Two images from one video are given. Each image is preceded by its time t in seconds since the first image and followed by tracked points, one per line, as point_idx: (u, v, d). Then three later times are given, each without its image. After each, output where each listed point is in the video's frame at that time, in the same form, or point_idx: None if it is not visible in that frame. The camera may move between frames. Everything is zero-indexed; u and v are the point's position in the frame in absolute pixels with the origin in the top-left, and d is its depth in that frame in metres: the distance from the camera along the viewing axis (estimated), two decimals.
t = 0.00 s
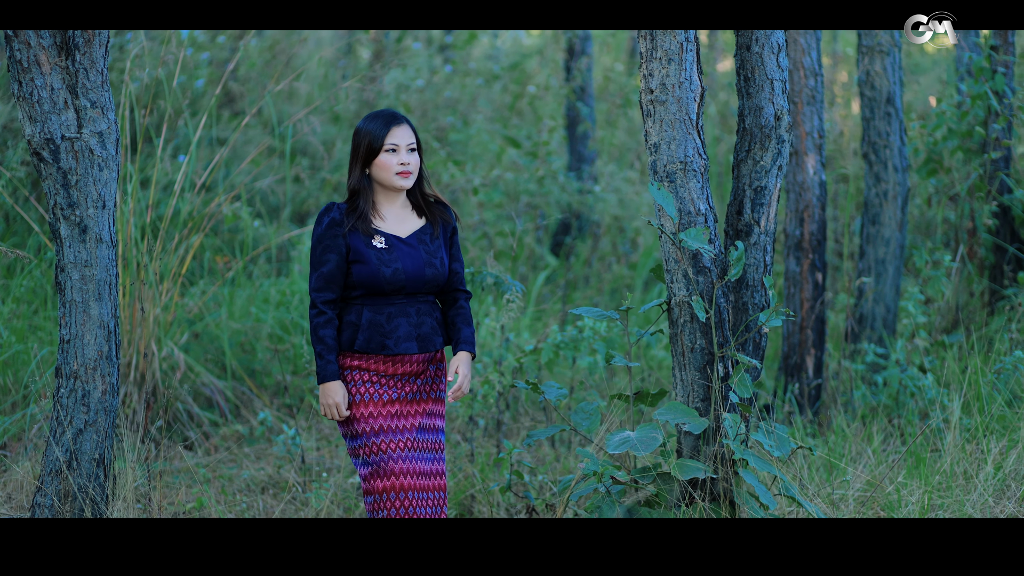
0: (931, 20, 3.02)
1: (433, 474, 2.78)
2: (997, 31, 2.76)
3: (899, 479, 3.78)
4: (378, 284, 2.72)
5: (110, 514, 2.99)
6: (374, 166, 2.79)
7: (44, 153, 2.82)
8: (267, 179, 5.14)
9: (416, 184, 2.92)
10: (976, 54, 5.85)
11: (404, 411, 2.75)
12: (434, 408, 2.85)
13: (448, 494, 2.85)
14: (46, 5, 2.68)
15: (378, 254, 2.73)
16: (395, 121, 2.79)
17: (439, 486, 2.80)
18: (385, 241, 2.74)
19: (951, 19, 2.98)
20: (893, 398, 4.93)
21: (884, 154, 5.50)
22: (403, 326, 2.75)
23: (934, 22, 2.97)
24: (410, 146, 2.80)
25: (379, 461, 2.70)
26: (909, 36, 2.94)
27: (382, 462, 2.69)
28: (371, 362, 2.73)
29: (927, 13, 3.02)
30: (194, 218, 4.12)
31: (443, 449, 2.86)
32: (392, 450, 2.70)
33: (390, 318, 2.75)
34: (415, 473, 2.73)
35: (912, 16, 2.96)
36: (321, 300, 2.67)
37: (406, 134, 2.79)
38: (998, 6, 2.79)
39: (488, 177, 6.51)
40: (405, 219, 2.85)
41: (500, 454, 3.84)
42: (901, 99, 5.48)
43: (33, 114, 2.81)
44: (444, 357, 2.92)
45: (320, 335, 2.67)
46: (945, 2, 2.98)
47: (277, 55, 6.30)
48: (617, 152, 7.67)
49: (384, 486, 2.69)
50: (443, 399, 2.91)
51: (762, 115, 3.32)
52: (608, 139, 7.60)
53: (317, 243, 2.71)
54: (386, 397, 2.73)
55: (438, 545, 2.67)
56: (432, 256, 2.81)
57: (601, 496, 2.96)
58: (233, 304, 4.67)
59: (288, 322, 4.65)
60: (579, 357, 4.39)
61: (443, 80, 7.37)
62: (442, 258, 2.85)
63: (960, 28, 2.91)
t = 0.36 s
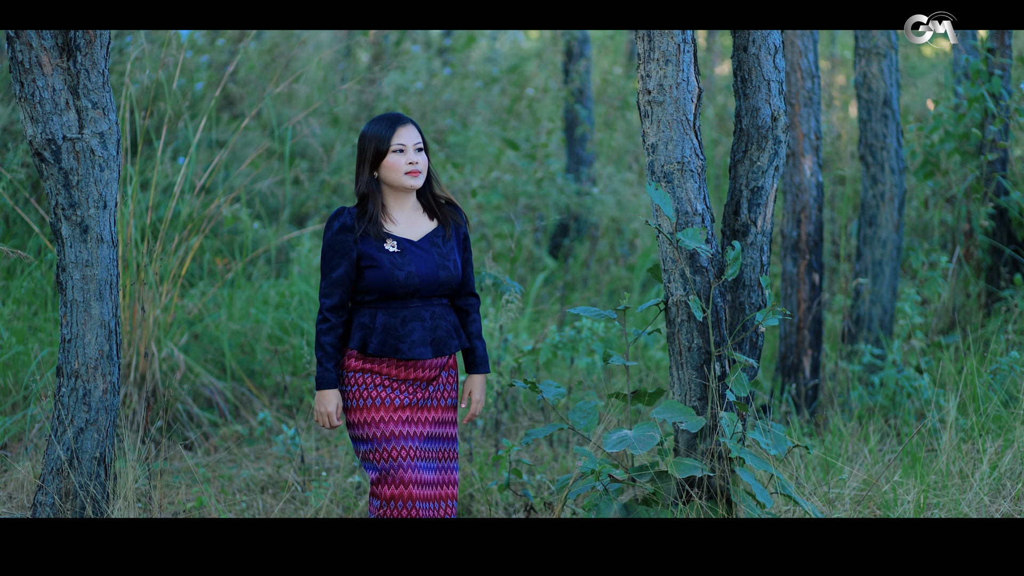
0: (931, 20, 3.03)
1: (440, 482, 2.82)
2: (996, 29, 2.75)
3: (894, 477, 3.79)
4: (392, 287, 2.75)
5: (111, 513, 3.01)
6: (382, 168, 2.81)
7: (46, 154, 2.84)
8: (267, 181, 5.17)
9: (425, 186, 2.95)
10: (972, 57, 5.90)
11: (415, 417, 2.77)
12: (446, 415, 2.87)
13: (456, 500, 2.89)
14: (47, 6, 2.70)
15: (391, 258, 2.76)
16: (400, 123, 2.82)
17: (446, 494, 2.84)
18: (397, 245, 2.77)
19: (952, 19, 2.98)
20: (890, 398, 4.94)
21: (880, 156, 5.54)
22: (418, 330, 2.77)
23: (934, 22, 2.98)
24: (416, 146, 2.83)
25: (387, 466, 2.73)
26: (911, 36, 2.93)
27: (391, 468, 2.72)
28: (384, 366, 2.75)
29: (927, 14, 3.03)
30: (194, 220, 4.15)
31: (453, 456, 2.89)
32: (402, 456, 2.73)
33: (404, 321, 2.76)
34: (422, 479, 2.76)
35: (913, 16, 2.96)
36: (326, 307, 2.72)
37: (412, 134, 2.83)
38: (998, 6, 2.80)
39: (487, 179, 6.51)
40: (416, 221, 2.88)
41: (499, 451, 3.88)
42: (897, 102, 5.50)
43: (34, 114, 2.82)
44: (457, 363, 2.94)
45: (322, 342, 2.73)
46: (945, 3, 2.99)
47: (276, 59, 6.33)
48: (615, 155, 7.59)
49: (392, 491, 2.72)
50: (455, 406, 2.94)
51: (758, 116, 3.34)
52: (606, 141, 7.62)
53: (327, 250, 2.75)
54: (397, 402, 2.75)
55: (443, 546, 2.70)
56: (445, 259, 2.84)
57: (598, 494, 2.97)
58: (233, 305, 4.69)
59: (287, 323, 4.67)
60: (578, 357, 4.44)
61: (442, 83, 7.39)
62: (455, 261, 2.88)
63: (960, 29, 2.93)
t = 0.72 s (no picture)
0: (931, 20, 3.06)
1: (445, 485, 2.82)
2: (996, 30, 2.76)
3: (891, 477, 3.80)
4: (406, 283, 2.76)
5: (113, 512, 3.02)
6: (392, 164, 2.83)
7: (48, 155, 2.85)
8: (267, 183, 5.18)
9: (435, 182, 2.97)
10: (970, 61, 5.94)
11: (425, 420, 2.77)
12: (457, 418, 2.86)
13: (460, 505, 2.90)
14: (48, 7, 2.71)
15: (403, 254, 2.77)
16: (408, 119, 2.84)
17: (450, 498, 2.84)
18: (409, 240, 2.78)
19: (951, 19, 3.03)
20: (888, 399, 4.96)
21: (878, 158, 5.56)
22: (432, 325, 2.78)
23: (935, 23, 3.01)
24: (426, 142, 2.85)
25: (394, 467, 2.73)
26: (911, 36, 2.98)
27: (397, 469, 2.73)
28: (396, 363, 2.75)
29: (927, 14, 3.06)
30: (195, 222, 4.15)
31: (459, 460, 2.90)
32: (409, 458, 2.73)
33: (418, 316, 2.78)
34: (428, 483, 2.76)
35: (913, 16, 2.99)
36: (337, 307, 2.74)
37: (421, 130, 2.84)
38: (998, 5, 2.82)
39: (487, 181, 6.52)
40: (427, 217, 2.90)
41: (499, 450, 3.89)
42: (895, 104, 5.53)
43: (37, 116, 2.84)
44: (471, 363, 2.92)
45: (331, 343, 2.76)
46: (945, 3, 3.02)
47: (277, 62, 6.34)
48: (614, 157, 7.68)
49: (397, 492, 2.73)
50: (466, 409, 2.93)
51: (756, 117, 3.36)
52: (605, 144, 7.63)
53: (338, 249, 2.78)
54: (408, 404, 2.74)
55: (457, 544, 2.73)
56: (458, 252, 2.85)
57: (597, 492, 2.98)
58: (233, 307, 4.70)
59: (288, 324, 4.68)
60: (577, 358, 4.48)
61: (442, 86, 7.41)
62: (467, 254, 2.89)
63: (960, 29, 2.96)
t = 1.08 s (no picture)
0: (931, 20, 3.17)
1: (464, 484, 2.74)
2: (994, 30, 2.79)
3: (889, 476, 3.81)
4: (420, 278, 2.73)
5: (114, 511, 3.03)
6: (402, 162, 2.81)
7: (51, 155, 2.86)
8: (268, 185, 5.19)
9: (443, 178, 2.94)
10: (968, 63, 5.96)
11: (436, 418, 2.71)
12: (472, 415, 2.79)
13: (483, 504, 2.81)
14: (50, 9, 2.72)
15: (417, 249, 2.74)
16: (419, 115, 2.82)
17: (471, 497, 2.76)
18: (422, 236, 2.76)
19: (951, 20, 3.13)
20: (886, 400, 4.98)
21: (877, 160, 5.57)
22: (445, 321, 2.75)
23: (935, 22, 3.06)
24: (436, 139, 2.82)
25: (405, 466, 2.69)
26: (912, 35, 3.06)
27: (408, 468, 2.69)
28: (405, 360, 2.71)
29: (927, 14, 3.15)
30: (195, 224, 4.16)
31: (481, 456, 2.81)
32: (420, 456, 2.69)
33: (431, 312, 2.75)
34: (441, 482, 2.71)
35: (914, 16, 3.09)
36: (355, 302, 2.66)
37: (431, 126, 2.82)
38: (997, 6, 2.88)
39: (487, 183, 6.54)
40: (438, 213, 2.88)
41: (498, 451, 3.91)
42: (893, 106, 5.55)
43: (39, 117, 2.85)
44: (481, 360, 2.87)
45: (349, 337, 2.67)
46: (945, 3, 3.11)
47: (276, 64, 6.35)
48: (614, 160, 7.70)
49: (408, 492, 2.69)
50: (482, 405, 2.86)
51: (754, 119, 3.38)
52: (605, 146, 7.66)
53: (352, 245, 2.73)
54: (416, 402, 2.70)
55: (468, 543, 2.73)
56: (470, 247, 2.83)
57: (596, 491, 2.99)
58: (234, 308, 4.71)
59: (288, 326, 4.69)
60: (576, 359, 4.48)
61: (442, 88, 7.42)
62: (479, 249, 2.87)
63: (959, 28, 3.04)
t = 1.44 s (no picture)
0: (930, 20, 3.20)
1: (489, 473, 2.70)
2: (994, 30, 2.80)
3: (887, 475, 3.83)
4: (434, 275, 2.71)
5: (117, 509, 3.04)
6: (414, 159, 2.77)
7: (54, 155, 2.88)
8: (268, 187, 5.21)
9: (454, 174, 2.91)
10: (966, 64, 5.96)
11: (451, 412, 2.68)
12: (488, 405, 2.75)
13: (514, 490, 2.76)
14: (52, 10, 2.73)
15: (431, 245, 2.72)
16: (431, 112, 2.76)
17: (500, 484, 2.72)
18: (436, 232, 2.74)
19: (951, 19, 3.16)
20: (885, 400, 4.99)
21: (875, 161, 5.59)
22: (457, 317, 2.73)
23: (935, 22, 3.06)
24: (448, 136, 2.78)
25: (422, 464, 2.68)
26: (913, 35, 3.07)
27: (426, 466, 2.67)
28: (416, 358, 2.70)
29: (927, 14, 3.17)
30: (196, 225, 4.18)
31: (504, 444, 2.76)
32: (438, 452, 2.66)
33: (444, 309, 2.72)
34: (463, 475, 2.68)
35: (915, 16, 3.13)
36: (377, 293, 2.62)
37: (443, 124, 2.76)
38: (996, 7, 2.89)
39: (486, 184, 6.55)
40: (449, 209, 2.85)
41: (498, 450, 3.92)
42: (892, 107, 5.57)
43: (42, 118, 2.86)
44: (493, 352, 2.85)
45: (377, 327, 2.59)
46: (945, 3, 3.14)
47: (276, 66, 6.36)
48: (613, 161, 7.71)
49: (429, 488, 2.68)
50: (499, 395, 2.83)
51: (753, 119, 3.40)
52: (605, 147, 7.67)
53: (367, 239, 2.69)
54: (428, 398, 2.68)
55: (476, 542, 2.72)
56: (482, 243, 2.81)
57: (596, 489, 3.00)
58: (235, 309, 4.72)
59: (289, 327, 4.71)
60: (576, 359, 4.49)
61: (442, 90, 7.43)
62: (490, 245, 2.85)
63: (959, 28, 3.06)
